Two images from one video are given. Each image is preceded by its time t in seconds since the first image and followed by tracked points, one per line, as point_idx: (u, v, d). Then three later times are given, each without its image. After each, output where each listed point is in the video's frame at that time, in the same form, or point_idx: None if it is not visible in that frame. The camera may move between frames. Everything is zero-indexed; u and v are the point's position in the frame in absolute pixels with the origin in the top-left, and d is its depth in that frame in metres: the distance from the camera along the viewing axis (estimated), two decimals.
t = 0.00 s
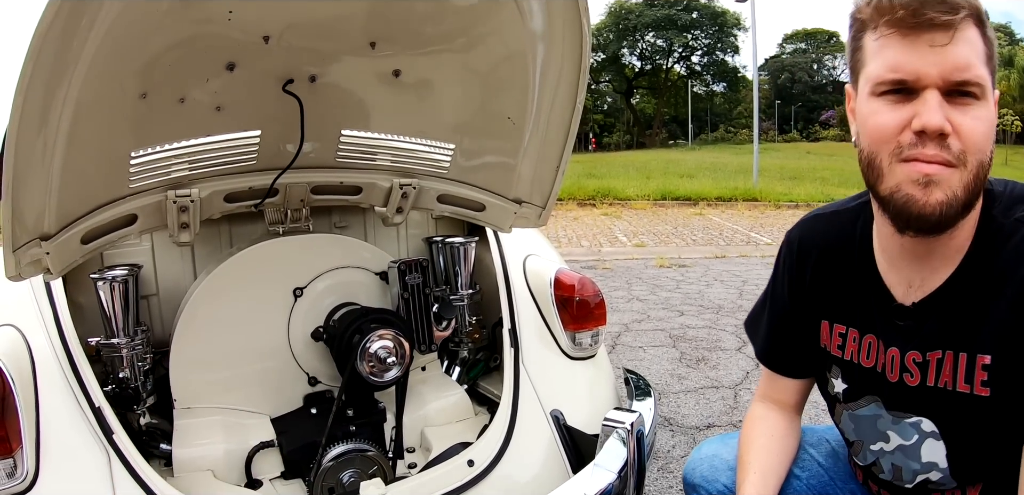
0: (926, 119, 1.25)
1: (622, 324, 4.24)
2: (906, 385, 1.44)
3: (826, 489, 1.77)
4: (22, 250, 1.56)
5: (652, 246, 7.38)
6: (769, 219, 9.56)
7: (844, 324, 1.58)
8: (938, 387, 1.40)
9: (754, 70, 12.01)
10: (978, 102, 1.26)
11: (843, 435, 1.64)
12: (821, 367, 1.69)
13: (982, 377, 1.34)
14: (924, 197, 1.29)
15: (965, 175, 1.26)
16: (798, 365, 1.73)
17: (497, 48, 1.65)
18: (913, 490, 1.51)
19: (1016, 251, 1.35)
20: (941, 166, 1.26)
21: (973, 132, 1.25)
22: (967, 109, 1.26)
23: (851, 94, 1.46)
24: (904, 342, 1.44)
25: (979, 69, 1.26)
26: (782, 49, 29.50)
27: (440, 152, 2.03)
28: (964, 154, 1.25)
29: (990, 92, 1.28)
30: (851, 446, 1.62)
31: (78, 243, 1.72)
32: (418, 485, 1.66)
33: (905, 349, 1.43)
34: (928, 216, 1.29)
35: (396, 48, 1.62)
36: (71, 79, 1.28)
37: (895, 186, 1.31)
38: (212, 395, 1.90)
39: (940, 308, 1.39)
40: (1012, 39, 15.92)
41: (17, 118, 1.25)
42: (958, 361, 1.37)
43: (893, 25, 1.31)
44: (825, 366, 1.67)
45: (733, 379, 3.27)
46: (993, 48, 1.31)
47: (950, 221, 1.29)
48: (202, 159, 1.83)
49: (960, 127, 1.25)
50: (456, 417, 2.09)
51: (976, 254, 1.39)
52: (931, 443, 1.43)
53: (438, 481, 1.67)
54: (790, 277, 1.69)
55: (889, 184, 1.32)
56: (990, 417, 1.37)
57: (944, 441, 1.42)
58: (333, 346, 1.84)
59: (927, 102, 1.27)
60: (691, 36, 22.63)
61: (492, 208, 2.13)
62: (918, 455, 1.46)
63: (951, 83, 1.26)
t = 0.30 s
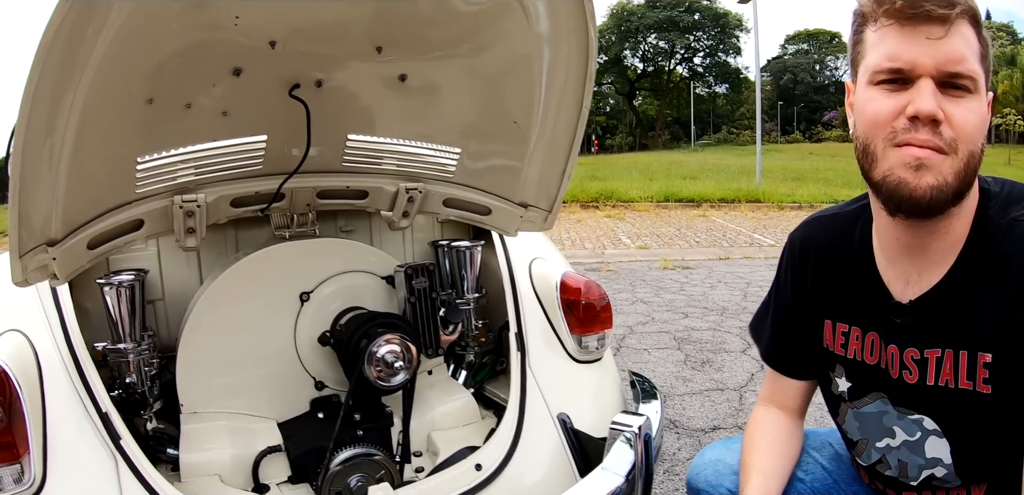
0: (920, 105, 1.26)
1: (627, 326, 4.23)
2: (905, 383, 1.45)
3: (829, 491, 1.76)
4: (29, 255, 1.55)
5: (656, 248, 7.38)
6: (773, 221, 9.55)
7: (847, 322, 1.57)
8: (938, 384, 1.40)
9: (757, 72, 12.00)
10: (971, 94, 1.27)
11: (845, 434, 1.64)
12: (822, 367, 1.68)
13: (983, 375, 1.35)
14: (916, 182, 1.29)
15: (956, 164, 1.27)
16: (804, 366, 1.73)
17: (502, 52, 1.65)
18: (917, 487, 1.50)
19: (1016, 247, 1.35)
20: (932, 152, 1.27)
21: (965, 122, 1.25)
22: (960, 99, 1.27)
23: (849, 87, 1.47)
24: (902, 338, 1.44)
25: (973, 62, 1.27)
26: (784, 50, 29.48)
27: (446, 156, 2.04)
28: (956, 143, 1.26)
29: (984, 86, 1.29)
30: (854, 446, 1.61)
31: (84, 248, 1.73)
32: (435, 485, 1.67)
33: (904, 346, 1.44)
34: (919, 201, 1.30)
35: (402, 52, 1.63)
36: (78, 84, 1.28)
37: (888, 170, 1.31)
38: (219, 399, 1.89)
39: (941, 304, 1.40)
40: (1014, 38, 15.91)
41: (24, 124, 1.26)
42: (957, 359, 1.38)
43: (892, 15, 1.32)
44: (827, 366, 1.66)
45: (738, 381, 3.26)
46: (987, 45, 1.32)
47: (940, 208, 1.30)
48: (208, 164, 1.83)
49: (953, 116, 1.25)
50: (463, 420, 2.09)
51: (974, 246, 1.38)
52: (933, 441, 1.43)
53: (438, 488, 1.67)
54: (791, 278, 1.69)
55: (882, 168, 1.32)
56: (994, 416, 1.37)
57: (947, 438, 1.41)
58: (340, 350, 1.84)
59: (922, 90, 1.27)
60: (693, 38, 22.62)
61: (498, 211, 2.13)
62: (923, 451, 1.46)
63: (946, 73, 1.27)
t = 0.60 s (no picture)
0: (899, 129, 1.26)
1: (633, 330, 4.23)
2: (909, 389, 1.45)
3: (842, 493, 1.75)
4: (37, 261, 1.56)
5: (661, 251, 7.37)
6: (778, 223, 9.52)
7: (859, 327, 1.57)
8: (941, 392, 1.40)
9: (762, 75, 11.99)
10: (957, 110, 1.24)
11: (855, 438, 1.64)
12: (835, 371, 1.68)
13: (983, 382, 1.34)
14: (900, 201, 1.30)
15: (942, 180, 1.26)
16: (819, 368, 1.71)
17: (510, 57, 1.66)
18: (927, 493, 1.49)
19: (1016, 253, 1.33)
20: (915, 172, 1.27)
21: (949, 140, 1.23)
22: (944, 117, 1.24)
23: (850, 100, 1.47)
24: (908, 346, 1.44)
25: (957, 78, 1.24)
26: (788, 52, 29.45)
27: (453, 162, 2.04)
28: (940, 161, 1.25)
29: (974, 98, 1.25)
30: (865, 450, 1.61)
31: (92, 255, 1.73)
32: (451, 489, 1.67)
33: (908, 353, 1.44)
34: (905, 221, 1.30)
35: (409, 58, 1.63)
36: (86, 91, 1.29)
37: (875, 190, 1.33)
38: (226, 405, 1.90)
39: (945, 313, 1.39)
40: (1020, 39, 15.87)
41: (32, 130, 1.26)
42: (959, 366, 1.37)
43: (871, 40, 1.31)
44: (840, 371, 1.66)
45: (745, 385, 3.25)
46: (979, 55, 1.27)
47: (926, 224, 1.30)
48: (215, 170, 1.84)
49: (935, 135, 1.24)
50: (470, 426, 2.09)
51: (976, 254, 1.37)
52: (939, 447, 1.42)
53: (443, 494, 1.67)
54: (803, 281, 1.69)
55: (870, 187, 1.34)
56: (998, 424, 1.35)
57: (951, 445, 1.40)
58: (348, 356, 1.83)
59: (902, 113, 1.27)
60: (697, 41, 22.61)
61: (504, 217, 2.13)
62: (928, 456, 1.45)
63: (926, 93, 1.25)
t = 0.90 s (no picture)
0: (846, 144, 1.30)
1: (635, 331, 4.22)
2: (912, 385, 1.45)
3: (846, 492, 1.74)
4: (38, 262, 1.56)
5: (664, 252, 7.36)
6: (780, 224, 9.50)
7: (870, 323, 1.56)
8: (942, 387, 1.39)
9: (764, 76, 11.98)
10: (905, 115, 1.23)
11: (865, 436, 1.64)
12: (849, 367, 1.68)
13: (981, 376, 1.33)
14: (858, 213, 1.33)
15: (895, 189, 1.26)
16: (833, 364, 1.71)
17: (510, 57, 1.66)
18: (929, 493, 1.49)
19: (1009, 249, 1.30)
20: (868, 183, 1.29)
21: (894, 149, 1.23)
22: (890, 125, 1.24)
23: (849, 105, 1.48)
24: (910, 342, 1.44)
25: (898, 84, 1.23)
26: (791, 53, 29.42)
27: (454, 162, 2.04)
28: (889, 171, 1.25)
29: (927, 99, 1.22)
30: (874, 447, 1.61)
31: (94, 256, 1.74)
32: (452, 488, 1.67)
33: (911, 348, 1.43)
34: (866, 232, 1.33)
35: (410, 59, 1.63)
36: (87, 92, 1.29)
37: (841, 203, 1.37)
38: (228, 406, 1.90)
39: (945, 309, 1.37)
40: None
41: (34, 131, 1.26)
42: (957, 361, 1.36)
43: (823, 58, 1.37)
44: (853, 366, 1.66)
45: (748, 385, 3.24)
46: (937, 52, 1.23)
47: (884, 233, 1.31)
48: (216, 171, 1.84)
49: (881, 144, 1.25)
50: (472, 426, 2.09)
51: (975, 247, 1.34)
52: (940, 443, 1.42)
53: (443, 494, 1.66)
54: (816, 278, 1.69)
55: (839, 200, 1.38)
56: (998, 419, 1.33)
57: (953, 441, 1.40)
58: (350, 355, 1.84)
59: (850, 126, 1.30)
60: (699, 42, 22.60)
61: (506, 217, 2.13)
62: (931, 455, 1.45)
63: (868, 104, 1.27)
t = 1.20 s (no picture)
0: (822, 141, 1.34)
1: (634, 330, 4.22)
2: (899, 390, 1.46)
3: (845, 490, 1.75)
4: (38, 261, 1.57)
5: (664, 252, 7.36)
6: (780, 223, 9.50)
7: (864, 326, 1.55)
8: (927, 394, 1.40)
9: (763, 75, 11.98)
10: (876, 113, 1.26)
11: (859, 439, 1.65)
12: (841, 369, 1.67)
13: (963, 382, 1.33)
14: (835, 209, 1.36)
15: (867, 186, 1.29)
16: (829, 365, 1.72)
17: (508, 57, 1.66)
18: None
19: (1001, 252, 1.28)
20: (843, 179, 1.33)
21: (864, 145, 1.27)
22: (862, 122, 1.27)
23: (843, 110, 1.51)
24: (897, 348, 1.45)
25: (870, 84, 1.26)
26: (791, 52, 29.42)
27: (452, 161, 2.04)
28: (861, 167, 1.29)
29: (899, 100, 1.24)
30: (867, 450, 1.62)
31: (93, 255, 1.74)
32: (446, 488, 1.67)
33: (898, 354, 1.45)
34: (845, 226, 1.36)
35: (408, 59, 1.64)
36: (86, 92, 1.30)
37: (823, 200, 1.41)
38: (226, 405, 1.90)
39: (932, 315, 1.38)
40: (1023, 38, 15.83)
41: (33, 131, 1.27)
42: (940, 367, 1.37)
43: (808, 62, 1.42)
44: (846, 369, 1.65)
45: (747, 384, 3.25)
46: (912, 54, 1.25)
47: (858, 228, 1.34)
48: (215, 170, 1.85)
49: (853, 140, 1.28)
50: (471, 425, 2.09)
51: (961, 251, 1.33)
52: (927, 449, 1.44)
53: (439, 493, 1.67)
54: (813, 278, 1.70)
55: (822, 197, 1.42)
56: (982, 425, 1.33)
57: (938, 447, 1.41)
58: (348, 355, 1.84)
59: (827, 124, 1.34)
60: (699, 41, 22.59)
61: (504, 216, 2.13)
62: (920, 460, 1.46)
63: (842, 103, 1.30)
